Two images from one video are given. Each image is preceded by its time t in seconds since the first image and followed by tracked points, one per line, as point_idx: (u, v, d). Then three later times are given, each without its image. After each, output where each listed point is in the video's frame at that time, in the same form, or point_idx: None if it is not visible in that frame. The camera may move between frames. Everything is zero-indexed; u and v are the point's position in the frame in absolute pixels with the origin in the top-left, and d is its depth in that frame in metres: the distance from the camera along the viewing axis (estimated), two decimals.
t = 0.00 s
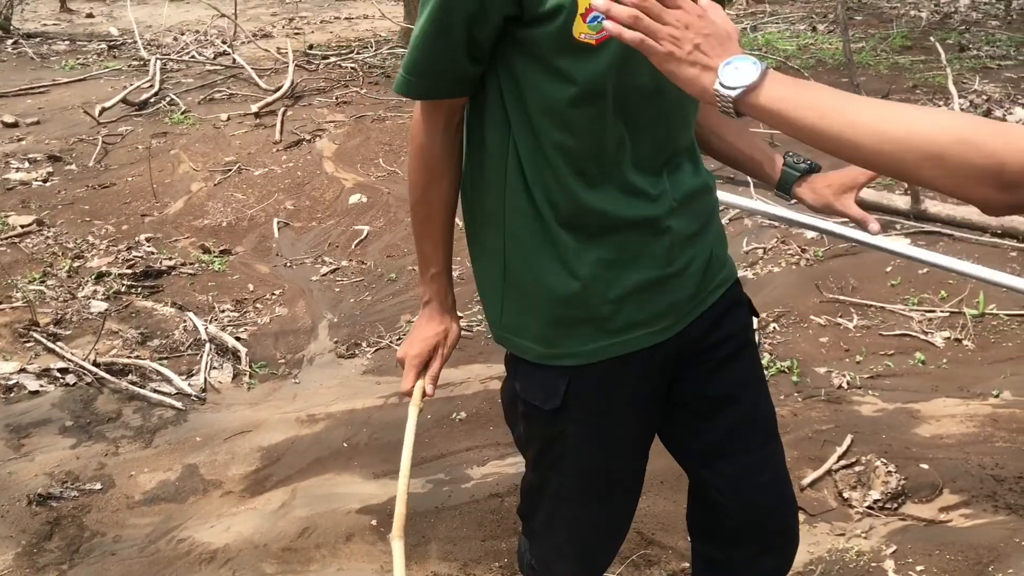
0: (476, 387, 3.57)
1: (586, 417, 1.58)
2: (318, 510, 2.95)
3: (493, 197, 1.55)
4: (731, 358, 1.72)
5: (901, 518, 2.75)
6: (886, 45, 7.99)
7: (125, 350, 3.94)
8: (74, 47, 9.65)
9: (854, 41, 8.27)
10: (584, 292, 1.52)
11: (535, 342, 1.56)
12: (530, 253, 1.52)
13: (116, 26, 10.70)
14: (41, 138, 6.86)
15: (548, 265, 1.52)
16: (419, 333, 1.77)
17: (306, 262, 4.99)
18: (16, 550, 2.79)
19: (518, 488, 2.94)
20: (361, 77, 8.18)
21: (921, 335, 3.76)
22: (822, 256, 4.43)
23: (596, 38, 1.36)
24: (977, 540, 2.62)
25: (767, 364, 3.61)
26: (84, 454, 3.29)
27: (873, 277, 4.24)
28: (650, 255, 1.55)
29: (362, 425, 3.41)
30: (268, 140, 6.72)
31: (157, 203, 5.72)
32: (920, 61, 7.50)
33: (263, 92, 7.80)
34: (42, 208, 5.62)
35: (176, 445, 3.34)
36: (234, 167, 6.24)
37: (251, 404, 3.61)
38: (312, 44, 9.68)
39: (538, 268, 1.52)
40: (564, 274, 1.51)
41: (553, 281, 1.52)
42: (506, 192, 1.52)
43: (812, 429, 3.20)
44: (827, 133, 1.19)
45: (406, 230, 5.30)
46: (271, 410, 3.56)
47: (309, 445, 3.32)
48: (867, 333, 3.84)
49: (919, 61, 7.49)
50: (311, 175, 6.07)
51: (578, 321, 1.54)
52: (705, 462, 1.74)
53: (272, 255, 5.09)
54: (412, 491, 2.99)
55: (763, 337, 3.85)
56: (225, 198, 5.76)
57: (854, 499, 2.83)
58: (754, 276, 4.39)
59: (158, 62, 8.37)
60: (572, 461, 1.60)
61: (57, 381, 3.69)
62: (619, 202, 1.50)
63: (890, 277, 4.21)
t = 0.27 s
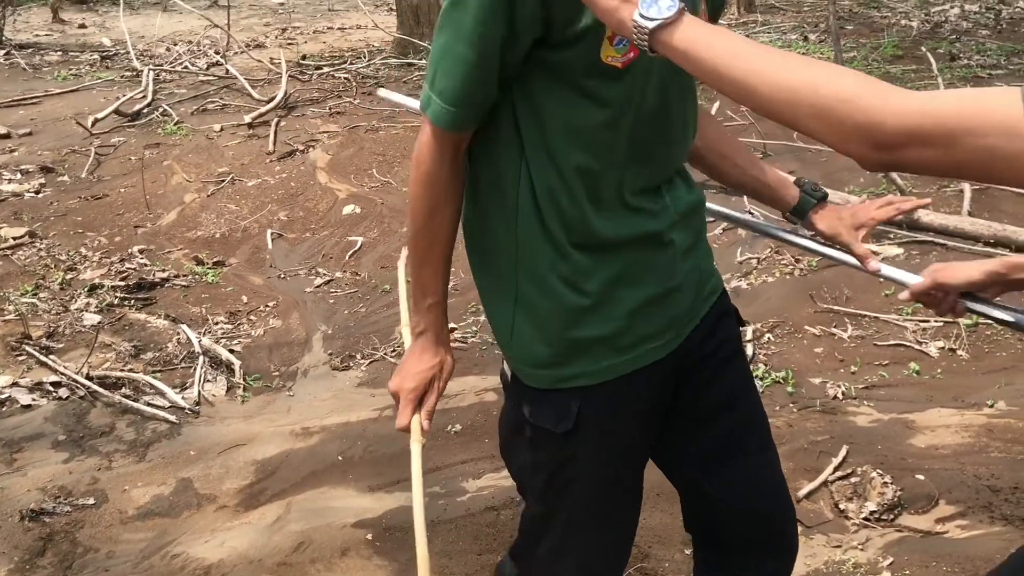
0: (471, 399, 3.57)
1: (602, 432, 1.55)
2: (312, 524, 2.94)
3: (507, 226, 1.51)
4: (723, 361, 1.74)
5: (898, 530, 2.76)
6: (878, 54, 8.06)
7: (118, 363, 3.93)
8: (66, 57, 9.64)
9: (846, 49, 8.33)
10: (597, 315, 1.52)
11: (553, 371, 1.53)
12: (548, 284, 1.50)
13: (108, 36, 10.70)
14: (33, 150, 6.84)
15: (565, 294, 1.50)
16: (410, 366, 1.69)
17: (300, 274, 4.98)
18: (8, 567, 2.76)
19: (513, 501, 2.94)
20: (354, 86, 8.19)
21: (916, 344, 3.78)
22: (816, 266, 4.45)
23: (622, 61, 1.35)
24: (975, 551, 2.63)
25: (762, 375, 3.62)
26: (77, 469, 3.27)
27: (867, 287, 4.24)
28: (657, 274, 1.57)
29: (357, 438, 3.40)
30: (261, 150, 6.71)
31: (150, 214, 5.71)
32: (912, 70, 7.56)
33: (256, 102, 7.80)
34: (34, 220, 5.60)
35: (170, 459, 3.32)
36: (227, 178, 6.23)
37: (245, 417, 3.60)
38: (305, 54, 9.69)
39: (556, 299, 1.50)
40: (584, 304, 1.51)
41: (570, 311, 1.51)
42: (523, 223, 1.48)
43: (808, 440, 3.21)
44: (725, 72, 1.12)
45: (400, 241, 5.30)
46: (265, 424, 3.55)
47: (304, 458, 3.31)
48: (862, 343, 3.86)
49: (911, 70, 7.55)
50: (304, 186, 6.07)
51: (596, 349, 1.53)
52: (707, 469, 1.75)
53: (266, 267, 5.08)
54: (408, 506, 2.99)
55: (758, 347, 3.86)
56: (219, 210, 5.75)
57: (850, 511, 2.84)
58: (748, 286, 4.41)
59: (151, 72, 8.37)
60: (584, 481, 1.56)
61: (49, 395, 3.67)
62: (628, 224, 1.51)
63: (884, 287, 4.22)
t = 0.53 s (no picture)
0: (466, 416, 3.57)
1: (618, 451, 1.57)
2: (306, 545, 2.91)
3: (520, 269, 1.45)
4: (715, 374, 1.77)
5: (897, 546, 2.76)
6: (867, 66, 8.13)
7: (109, 381, 3.89)
8: (55, 71, 9.60)
9: (836, 61, 8.39)
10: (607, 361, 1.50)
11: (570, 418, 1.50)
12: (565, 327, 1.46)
13: (97, 50, 10.67)
14: (21, 164, 6.80)
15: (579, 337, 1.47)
16: (430, 429, 1.59)
17: (292, 289, 4.96)
18: None
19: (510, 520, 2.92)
20: (345, 99, 8.19)
21: (911, 357, 3.82)
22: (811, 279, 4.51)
23: (630, 80, 1.36)
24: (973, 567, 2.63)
25: (758, 390, 3.62)
26: (67, 489, 3.23)
27: (862, 300, 4.31)
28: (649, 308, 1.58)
29: (350, 456, 3.38)
30: (252, 164, 6.69)
31: (140, 229, 5.68)
32: (901, 82, 7.63)
33: (247, 116, 7.78)
34: (23, 235, 5.56)
35: (162, 479, 3.29)
36: (218, 192, 6.20)
37: (237, 436, 3.57)
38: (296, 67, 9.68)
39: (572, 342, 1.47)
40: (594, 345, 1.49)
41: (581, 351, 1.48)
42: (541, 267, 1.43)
43: (806, 455, 3.21)
44: (648, 79, 1.22)
45: (393, 255, 5.29)
46: (257, 442, 3.52)
47: (297, 477, 3.28)
48: (857, 357, 3.88)
49: (901, 82, 7.62)
50: (296, 200, 6.05)
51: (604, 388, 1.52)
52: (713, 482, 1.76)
53: (258, 282, 5.06)
54: (402, 525, 2.97)
55: (754, 361, 3.86)
56: (209, 224, 5.73)
57: (849, 527, 2.84)
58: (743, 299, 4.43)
59: (141, 86, 8.34)
60: (598, 515, 1.57)
61: (39, 414, 3.63)
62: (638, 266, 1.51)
63: (878, 299, 4.30)
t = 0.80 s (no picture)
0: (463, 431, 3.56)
1: (625, 488, 1.48)
2: (302, 564, 2.89)
3: (543, 304, 1.36)
4: (712, 388, 1.72)
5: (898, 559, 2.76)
6: (858, 75, 8.20)
7: (100, 397, 3.85)
8: (43, 81, 9.55)
9: (826, 71, 8.47)
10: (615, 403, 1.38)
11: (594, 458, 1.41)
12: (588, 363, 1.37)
13: (86, 59, 10.63)
14: (9, 176, 6.75)
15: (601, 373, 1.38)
16: (470, 488, 1.41)
17: (284, 302, 4.93)
18: None
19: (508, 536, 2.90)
20: (336, 110, 8.17)
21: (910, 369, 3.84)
22: (806, 290, 4.55)
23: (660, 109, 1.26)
24: None
25: (756, 403, 3.62)
26: (57, 509, 3.19)
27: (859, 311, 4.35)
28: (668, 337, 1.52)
29: (345, 473, 3.35)
30: (243, 175, 6.66)
31: (130, 241, 5.64)
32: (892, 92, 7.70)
33: (237, 126, 7.75)
34: (12, 248, 5.51)
35: (154, 497, 3.25)
36: (209, 204, 6.17)
37: (230, 452, 3.53)
38: (286, 77, 9.67)
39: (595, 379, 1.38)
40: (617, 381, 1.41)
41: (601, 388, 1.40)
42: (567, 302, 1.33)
43: (805, 469, 3.21)
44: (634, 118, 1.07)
45: (386, 267, 5.28)
46: (250, 459, 3.49)
47: (292, 494, 3.25)
48: (854, 368, 3.89)
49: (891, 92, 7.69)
50: (287, 212, 6.02)
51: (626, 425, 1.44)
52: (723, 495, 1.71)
53: (250, 295, 5.03)
54: (399, 542, 2.95)
55: (752, 374, 3.87)
56: (200, 237, 5.69)
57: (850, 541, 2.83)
58: (738, 311, 4.44)
59: (130, 96, 8.30)
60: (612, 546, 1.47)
61: (28, 431, 3.59)
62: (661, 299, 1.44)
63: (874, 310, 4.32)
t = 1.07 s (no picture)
0: (461, 440, 3.55)
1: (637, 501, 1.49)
2: None
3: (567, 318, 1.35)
4: (710, 392, 1.74)
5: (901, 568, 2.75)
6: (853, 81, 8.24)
7: (95, 407, 3.82)
8: (36, 87, 9.51)
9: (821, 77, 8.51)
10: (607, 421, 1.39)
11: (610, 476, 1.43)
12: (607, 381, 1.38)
13: (79, 66, 10.59)
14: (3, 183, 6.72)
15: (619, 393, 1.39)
16: (493, 519, 1.42)
17: (280, 309, 4.91)
18: None
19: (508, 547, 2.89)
20: (331, 116, 8.15)
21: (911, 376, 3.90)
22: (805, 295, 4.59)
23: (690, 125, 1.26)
24: None
25: (755, 410, 3.62)
26: (52, 520, 3.16)
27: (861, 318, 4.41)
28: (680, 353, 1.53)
29: (343, 482, 3.34)
30: (238, 182, 6.63)
31: (124, 249, 5.62)
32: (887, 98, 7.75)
33: (232, 132, 7.73)
34: (5, 256, 5.48)
35: (150, 507, 3.22)
36: (204, 211, 6.14)
37: (226, 462, 3.51)
38: (281, 83, 9.65)
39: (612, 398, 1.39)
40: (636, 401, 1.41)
41: (621, 403, 1.40)
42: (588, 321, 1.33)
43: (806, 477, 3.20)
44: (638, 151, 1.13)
45: (383, 274, 5.26)
46: (247, 468, 3.47)
47: (289, 504, 3.23)
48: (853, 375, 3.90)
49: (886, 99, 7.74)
50: (283, 218, 6.00)
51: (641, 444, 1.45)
52: (723, 496, 1.70)
53: (245, 302, 5.00)
54: (398, 553, 2.94)
55: (751, 381, 3.87)
56: (195, 244, 5.67)
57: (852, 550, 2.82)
58: (737, 318, 4.44)
59: (124, 103, 8.28)
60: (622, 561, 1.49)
61: (22, 441, 3.56)
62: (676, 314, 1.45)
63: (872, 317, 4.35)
